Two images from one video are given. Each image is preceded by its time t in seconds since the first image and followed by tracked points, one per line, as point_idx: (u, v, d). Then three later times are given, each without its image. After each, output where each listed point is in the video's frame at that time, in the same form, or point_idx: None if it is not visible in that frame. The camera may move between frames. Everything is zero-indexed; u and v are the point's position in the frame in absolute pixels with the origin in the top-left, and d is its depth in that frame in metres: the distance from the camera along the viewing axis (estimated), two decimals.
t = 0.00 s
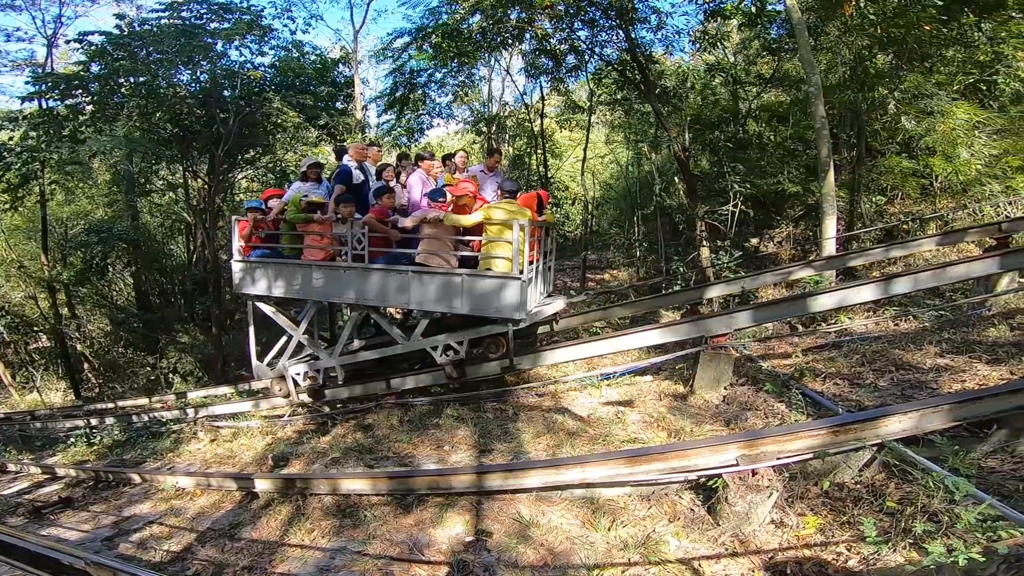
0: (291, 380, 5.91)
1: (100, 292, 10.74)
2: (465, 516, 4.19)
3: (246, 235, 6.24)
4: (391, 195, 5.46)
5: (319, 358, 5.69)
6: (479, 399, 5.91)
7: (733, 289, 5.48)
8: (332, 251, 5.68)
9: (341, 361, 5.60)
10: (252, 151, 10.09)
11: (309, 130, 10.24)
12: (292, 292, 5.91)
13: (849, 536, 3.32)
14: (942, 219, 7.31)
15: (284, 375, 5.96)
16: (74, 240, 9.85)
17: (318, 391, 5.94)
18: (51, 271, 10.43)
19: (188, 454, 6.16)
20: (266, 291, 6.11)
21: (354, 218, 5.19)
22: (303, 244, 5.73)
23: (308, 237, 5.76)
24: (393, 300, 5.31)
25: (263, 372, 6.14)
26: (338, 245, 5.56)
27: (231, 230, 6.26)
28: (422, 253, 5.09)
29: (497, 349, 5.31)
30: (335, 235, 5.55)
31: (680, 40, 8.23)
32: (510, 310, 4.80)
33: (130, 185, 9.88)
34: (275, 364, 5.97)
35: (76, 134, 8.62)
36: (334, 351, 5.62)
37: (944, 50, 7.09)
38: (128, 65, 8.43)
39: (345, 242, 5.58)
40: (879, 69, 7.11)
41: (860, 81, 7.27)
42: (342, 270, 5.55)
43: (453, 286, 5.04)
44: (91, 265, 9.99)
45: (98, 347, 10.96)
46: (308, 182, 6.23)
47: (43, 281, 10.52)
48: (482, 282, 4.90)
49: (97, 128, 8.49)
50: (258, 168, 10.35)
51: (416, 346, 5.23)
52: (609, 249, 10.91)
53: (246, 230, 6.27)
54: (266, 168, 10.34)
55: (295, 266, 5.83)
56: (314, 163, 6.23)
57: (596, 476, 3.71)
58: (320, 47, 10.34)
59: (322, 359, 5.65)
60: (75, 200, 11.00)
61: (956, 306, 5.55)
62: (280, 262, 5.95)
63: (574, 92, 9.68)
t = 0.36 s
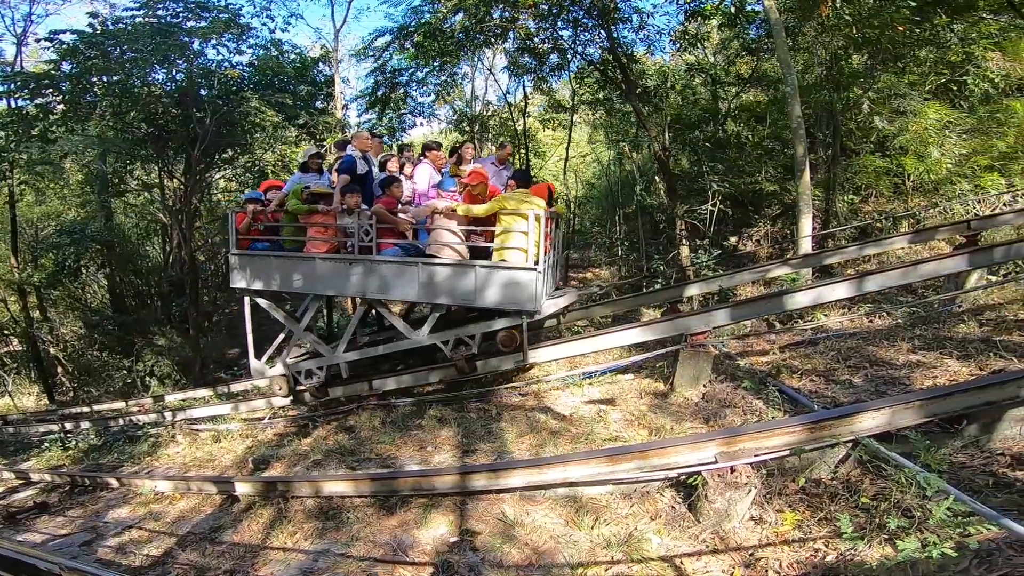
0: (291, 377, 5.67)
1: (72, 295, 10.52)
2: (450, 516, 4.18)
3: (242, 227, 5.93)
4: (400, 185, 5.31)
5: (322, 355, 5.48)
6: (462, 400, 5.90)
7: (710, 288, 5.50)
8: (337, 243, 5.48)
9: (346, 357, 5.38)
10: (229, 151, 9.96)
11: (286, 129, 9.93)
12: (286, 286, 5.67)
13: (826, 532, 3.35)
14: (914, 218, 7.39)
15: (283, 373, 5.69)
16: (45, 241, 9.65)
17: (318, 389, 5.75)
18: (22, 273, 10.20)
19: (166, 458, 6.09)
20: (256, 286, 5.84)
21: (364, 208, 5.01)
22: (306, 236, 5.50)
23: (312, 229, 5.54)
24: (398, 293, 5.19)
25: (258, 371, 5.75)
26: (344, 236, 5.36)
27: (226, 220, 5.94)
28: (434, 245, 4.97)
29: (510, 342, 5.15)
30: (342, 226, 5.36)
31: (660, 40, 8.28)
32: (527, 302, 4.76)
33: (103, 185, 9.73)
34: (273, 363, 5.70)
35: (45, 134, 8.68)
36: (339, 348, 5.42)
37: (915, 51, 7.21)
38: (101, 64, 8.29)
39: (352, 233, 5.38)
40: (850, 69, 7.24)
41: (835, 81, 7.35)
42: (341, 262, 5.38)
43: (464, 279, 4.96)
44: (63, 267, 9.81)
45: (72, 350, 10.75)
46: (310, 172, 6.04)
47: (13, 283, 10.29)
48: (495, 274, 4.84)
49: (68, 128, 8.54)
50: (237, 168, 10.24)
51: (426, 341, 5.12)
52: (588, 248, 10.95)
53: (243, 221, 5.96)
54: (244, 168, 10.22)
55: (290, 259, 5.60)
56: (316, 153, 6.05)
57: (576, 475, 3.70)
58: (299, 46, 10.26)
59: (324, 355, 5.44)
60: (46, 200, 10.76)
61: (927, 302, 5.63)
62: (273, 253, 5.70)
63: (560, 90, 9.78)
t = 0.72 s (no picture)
0: (288, 375, 5.58)
1: (36, 298, 10.24)
2: (431, 516, 4.17)
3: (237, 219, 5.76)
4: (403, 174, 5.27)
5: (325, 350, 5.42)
6: (441, 399, 5.90)
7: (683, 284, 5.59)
8: (337, 235, 5.39)
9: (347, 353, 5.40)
10: (201, 150, 9.78)
11: (261, 128, 10.04)
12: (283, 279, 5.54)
13: (799, 526, 3.39)
14: (880, 216, 7.44)
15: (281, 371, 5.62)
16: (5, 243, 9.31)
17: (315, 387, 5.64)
18: None
19: (139, 462, 6.02)
20: (251, 279, 5.70)
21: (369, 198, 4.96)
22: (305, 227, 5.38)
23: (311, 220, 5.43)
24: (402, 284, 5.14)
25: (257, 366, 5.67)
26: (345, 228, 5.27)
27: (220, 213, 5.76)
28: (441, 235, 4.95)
29: (518, 334, 5.15)
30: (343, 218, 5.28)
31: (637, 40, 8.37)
32: (538, 292, 4.75)
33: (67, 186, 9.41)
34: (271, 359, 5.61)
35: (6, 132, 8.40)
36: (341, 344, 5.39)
37: (884, 50, 7.30)
38: (65, 62, 8.15)
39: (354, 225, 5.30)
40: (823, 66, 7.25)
41: (804, 80, 7.34)
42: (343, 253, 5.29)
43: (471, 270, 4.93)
44: (26, 270, 9.58)
45: (36, 356, 10.51)
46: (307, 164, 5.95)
47: None
48: (504, 265, 4.82)
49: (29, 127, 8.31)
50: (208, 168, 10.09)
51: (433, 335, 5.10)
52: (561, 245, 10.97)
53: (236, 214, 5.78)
54: (215, 167, 9.91)
55: (288, 251, 5.47)
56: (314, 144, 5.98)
57: (556, 472, 3.76)
58: (272, 44, 10.17)
59: (325, 352, 5.40)
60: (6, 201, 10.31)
61: (893, 298, 5.73)
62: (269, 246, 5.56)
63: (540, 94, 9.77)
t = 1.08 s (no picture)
0: (291, 369, 5.53)
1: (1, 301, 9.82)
2: (415, 513, 4.21)
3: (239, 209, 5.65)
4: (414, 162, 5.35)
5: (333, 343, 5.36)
6: (423, 397, 5.94)
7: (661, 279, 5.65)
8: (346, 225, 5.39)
9: (353, 347, 5.37)
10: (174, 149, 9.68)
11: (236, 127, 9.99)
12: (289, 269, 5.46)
13: (773, 516, 3.49)
14: (850, 213, 7.75)
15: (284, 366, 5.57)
16: None
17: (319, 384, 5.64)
18: None
19: (116, 466, 5.99)
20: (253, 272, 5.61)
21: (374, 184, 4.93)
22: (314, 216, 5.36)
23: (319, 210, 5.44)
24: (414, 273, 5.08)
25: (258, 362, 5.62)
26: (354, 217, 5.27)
27: (219, 203, 5.63)
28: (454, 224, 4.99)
29: (533, 323, 4.90)
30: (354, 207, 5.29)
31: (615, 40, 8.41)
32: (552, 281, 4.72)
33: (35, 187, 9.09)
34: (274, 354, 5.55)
35: None
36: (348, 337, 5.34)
37: (853, 50, 7.46)
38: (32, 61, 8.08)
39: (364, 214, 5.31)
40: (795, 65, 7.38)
41: (777, 81, 7.56)
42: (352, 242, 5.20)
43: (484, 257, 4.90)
44: None
45: None
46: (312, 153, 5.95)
47: None
48: (517, 254, 4.79)
49: None
50: (182, 167, 9.97)
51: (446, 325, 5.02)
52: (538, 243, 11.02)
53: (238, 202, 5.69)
54: (189, 167, 9.93)
55: (293, 241, 5.38)
56: (319, 132, 6.00)
57: (538, 467, 3.74)
58: (248, 43, 10.13)
59: (331, 345, 5.35)
60: None
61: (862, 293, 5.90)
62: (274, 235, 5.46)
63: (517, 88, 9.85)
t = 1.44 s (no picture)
0: (282, 366, 5.40)
1: None
2: (387, 512, 4.25)
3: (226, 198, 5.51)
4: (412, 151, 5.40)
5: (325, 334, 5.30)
6: (392, 396, 5.97)
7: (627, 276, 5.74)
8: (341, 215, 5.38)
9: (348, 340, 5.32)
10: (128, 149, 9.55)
11: (194, 126, 9.90)
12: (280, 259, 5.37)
13: (734, 505, 3.60)
14: (804, 210, 7.78)
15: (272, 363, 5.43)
16: None
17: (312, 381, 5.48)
18: None
19: (74, 473, 5.91)
20: (236, 264, 5.50)
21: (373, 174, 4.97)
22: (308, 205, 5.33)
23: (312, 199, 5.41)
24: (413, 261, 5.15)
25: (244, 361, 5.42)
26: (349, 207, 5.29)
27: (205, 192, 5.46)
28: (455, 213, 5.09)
29: (534, 311, 5.07)
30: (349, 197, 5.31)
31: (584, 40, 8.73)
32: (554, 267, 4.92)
33: None
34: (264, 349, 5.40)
35: None
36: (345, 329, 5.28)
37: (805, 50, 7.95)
38: None
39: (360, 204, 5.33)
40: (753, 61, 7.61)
41: (736, 81, 7.73)
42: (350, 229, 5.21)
43: (485, 248, 5.04)
44: None
45: None
46: (302, 141, 5.77)
47: None
48: (518, 243, 4.94)
49: None
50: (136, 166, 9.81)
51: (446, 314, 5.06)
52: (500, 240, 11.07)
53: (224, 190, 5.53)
54: (144, 166, 9.84)
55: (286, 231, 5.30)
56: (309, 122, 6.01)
57: (509, 461, 3.81)
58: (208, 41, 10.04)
59: (326, 339, 5.26)
60: None
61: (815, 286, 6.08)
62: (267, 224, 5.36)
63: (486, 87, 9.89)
